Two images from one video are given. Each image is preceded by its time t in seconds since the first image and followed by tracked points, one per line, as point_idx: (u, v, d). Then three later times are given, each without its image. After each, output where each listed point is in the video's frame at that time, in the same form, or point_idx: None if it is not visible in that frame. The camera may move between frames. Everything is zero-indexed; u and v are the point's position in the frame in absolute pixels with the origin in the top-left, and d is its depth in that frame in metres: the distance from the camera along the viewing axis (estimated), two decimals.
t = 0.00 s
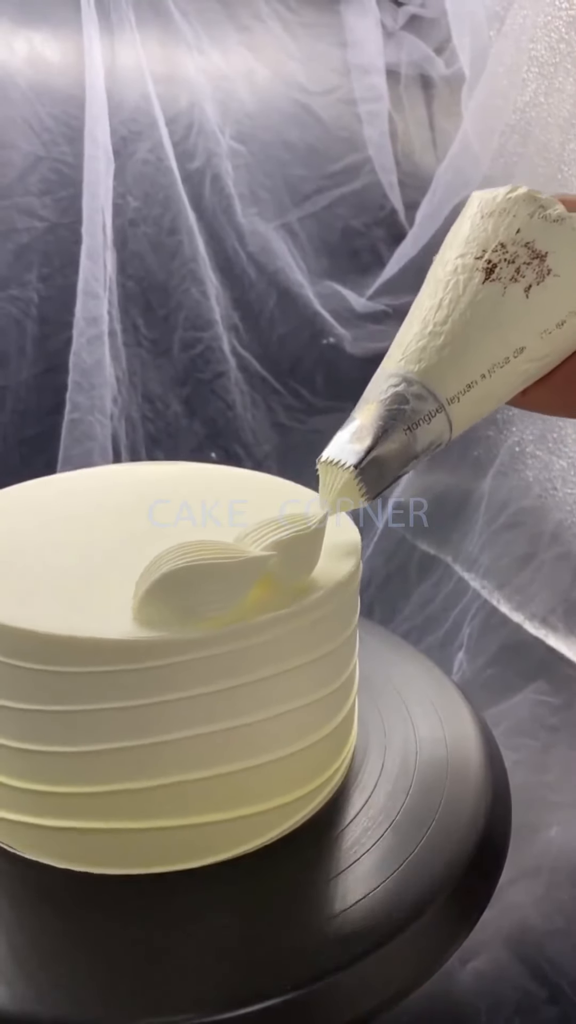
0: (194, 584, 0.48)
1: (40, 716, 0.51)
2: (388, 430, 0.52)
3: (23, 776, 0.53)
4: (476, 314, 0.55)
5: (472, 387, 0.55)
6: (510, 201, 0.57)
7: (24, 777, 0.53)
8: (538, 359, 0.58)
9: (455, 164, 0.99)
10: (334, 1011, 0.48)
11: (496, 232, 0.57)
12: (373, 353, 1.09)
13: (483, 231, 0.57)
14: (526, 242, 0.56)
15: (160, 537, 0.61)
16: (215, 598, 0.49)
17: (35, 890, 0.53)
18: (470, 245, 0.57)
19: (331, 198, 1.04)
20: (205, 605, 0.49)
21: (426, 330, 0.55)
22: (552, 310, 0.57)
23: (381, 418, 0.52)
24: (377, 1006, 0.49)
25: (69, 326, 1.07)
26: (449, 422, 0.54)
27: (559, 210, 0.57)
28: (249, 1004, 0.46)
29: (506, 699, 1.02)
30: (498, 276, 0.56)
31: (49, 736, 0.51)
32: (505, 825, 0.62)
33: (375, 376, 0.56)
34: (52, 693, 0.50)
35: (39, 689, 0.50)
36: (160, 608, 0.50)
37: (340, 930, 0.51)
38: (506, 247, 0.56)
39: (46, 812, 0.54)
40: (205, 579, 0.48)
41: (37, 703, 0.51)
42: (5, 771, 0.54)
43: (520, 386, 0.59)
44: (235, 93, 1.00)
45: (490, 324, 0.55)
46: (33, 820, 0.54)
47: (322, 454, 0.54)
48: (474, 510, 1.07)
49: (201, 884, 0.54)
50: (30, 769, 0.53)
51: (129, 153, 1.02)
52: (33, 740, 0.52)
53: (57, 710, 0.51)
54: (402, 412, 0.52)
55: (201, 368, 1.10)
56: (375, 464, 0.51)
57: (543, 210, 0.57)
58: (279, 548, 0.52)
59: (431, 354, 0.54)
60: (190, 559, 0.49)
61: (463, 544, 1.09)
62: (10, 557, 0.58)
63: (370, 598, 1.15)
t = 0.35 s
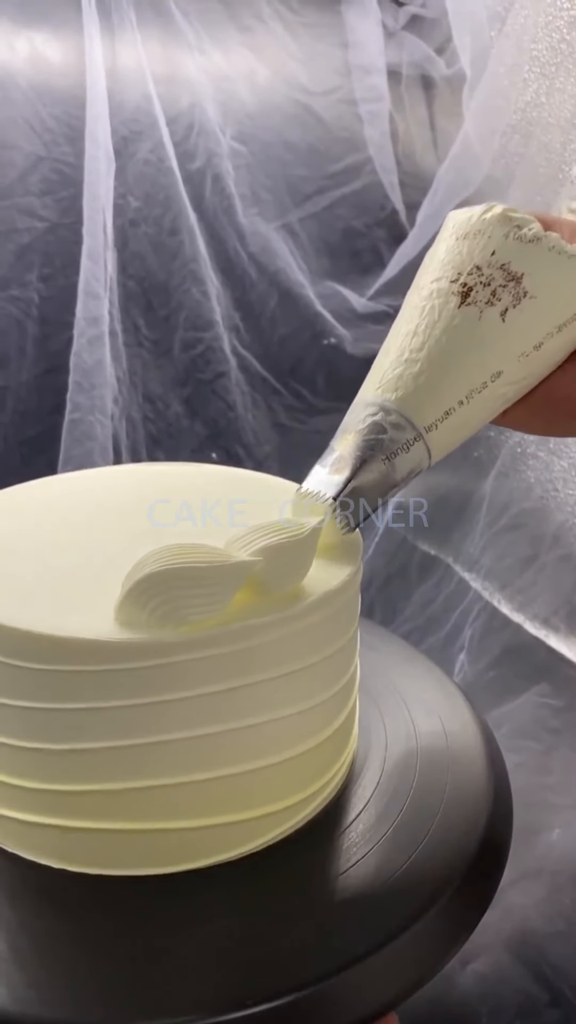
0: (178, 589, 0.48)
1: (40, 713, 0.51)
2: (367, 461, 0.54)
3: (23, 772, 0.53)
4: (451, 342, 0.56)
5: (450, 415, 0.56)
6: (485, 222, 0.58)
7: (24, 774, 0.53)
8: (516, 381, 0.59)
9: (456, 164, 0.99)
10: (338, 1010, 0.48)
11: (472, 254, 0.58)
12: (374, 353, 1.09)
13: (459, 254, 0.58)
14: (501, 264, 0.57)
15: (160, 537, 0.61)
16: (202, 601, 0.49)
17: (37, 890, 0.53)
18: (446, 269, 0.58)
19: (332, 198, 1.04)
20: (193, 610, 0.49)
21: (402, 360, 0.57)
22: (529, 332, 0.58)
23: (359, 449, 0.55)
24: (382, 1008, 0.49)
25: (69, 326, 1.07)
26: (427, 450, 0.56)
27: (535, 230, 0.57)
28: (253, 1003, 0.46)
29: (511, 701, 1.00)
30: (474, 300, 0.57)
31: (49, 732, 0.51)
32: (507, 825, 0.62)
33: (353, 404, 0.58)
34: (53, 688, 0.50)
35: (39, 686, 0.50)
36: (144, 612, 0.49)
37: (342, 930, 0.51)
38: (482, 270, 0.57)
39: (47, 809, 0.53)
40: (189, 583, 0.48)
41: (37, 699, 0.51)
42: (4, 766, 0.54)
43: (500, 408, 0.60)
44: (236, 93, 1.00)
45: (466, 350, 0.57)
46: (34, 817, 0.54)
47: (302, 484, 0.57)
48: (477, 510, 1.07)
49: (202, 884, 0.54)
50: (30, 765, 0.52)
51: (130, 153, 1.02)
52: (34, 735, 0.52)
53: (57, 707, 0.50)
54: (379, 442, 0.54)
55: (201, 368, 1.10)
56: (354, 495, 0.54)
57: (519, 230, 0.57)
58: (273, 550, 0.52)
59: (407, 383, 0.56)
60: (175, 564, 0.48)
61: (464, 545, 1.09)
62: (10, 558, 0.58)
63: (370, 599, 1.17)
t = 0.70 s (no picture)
0: (172, 588, 0.49)
1: (41, 712, 0.51)
2: (365, 463, 0.54)
3: (23, 771, 0.53)
4: (449, 343, 0.56)
5: (447, 416, 0.56)
6: (482, 224, 0.58)
7: (25, 773, 0.53)
8: (514, 383, 0.59)
9: (457, 164, 0.99)
10: (338, 1011, 0.48)
11: (469, 256, 0.58)
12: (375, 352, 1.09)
13: (456, 255, 0.58)
14: (499, 266, 0.57)
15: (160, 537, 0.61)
16: (198, 601, 0.50)
17: (39, 890, 0.53)
18: (443, 271, 0.58)
19: (333, 197, 1.04)
20: (188, 609, 0.49)
21: (400, 361, 0.57)
22: (527, 334, 0.58)
23: (358, 451, 0.55)
24: (384, 1009, 0.49)
25: (71, 326, 1.07)
26: (425, 452, 0.56)
27: (532, 232, 0.57)
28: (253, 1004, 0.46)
29: (513, 701, 1.00)
30: (472, 301, 0.57)
31: (50, 731, 0.51)
32: (509, 826, 0.62)
33: (352, 405, 0.58)
34: (54, 687, 0.50)
35: (40, 685, 0.50)
36: (137, 612, 0.50)
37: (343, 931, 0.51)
38: (479, 272, 0.57)
39: (48, 809, 0.53)
40: (181, 580, 0.49)
41: (38, 698, 0.51)
42: (5, 766, 0.54)
43: (498, 410, 0.60)
44: (237, 93, 1.00)
45: (464, 351, 0.56)
46: (35, 816, 0.54)
47: (300, 485, 0.58)
48: (478, 510, 1.07)
49: (203, 884, 0.54)
50: (31, 764, 0.52)
51: (131, 153, 1.02)
52: (35, 734, 0.51)
53: (58, 706, 0.50)
54: (378, 443, 0.55)
55: (202, 368, 1.10)
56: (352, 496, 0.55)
57: (516, 232, 0.57)
58: (269, 550, 0.52)
59: (406, 384, 0.56)
60: (167, 566, 0.49)
61: (465, 546, 1.09)
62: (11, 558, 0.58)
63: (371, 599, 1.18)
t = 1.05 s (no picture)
0: (158, 588, 0.48)
1: (38, 709, 0.51)
2: (376, 456, 0.55)
3: (22, 769, 0.53)
4: (459, 337, 0.57)
5: (458, 410, 0.57)
6: (490, 219, 0.58)
7: (24, 771, 0.53)
8: (523, 377, 0.59)
9: (456, 163, 0.98)
10: (338, 1008, 0.47)
11: (477, 252, 0.58)
12: (375, 352, 1.09)
13: (464, 251, 0.59)
14: (507, 261, 0.57)
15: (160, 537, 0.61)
16: (185, 601, 0.49)
17: (37, 888, 0.53)
18: (452, 266, 0.59)
19: (333, 197, 1.04)
20: (175, 609, 0.49)
21: (410, 356, 0.58)
22: (535, 329, 0.58)
23: (369, 445, 0.55)
24: (382, 1006, 0.49)
25: (70, 326, 1.07)
26: (436, 445, 0.57)
27: (540, 227, 0.57)
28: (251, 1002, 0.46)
29: (512, 700, 1.00)
30: (481, 296, 0.57)
31: (49, 728, 0.51)
32: (508, 825, 0.62)
33: (362, 399, 0.58)
34: (52, 684, 0.50)
35: (38, 682, 0.50)
36: (128, 612, 0.49)
37: (342, 930, 0.51)
38: (488, 267, 0.58)
39: (47, 806, 0.53)
40: (173, 580, 0.48)
41: (36, 696, 0.51)
42: (4, 763, 0.54)
43: (507, 404, 0.61)
44: (236, 93, 1.00)
45: (473, 348, 0.57)
46: (34, 814, 0.54)
47: (311, 479, 0.58)
48: (477, 509, 1.07)
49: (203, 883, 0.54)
50: (29, 761, 0.52)
51: (130, 153, 1.02)
52: (33, 732, 0.51)
53: (56, 703, 0.50)
54: (389, 436, 0.55)
55: (202, 368, 1.10)
56: (363, 489, 0.55)
57: (524, 228, 0.58)
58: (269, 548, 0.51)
59: (416, 379, 0.57)
60: (158, 566, 0.48)
61: (464, 545, 1.09)
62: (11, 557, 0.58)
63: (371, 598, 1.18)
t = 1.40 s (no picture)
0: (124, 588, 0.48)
1: (33, 703, 0.51)
2: (404, 403, 0.53)
3: (20, 763, 0.53)
4: (491, 293, 0.56)
5: (486, 364, 0.56)
6: (524, 185, 0.59)
7: (22, 765, 0.53)
8: (551, 338, 0.59)
9: (454, 164, 0.99)
10: (334, 1006, 0.48)
11: (511, 214, 0.59)
12: (373, 352, 1.09)
13: (497, 214, 0.59)
14: (539, 224, 0.58)
15: (160, 536, 0.61)
16: (153, 601, 0.49)
17: (35, 885, 0.54)
18: (484, 227, 0.59)
19: (330, 198, 1.04)
20: (143, 610, 0.49)
21: (441, 309, 0.56)
22: (565, 290, 0.58)
23: (397, 393, 0.53)
24: (376, 1006, 0.49)
25: (69, 327, 1.08)
26: (463, 399, 0.55)
27: (571, 196, 0.59)
28: (246, 1001, 0.46)
29: (510, 694, 1.02)
30: (513, 255, 0.57)
31: (46, 722, 0.51)
32: (504, 827, 0.62)
33: (391, 353, 0.57)
34: (47, 679, 0.50)
35: (35, 675, 0.50)
36: (94, 611, 0.50)
37: (337, 929, 0.51)
38: (520, 229, 0.58)
39: (44, 801, 0.54)
40: (141, 581, 0.48)
41: (33, 689, 0.51)
42: (3, 757, 0.54)
43: (531, 367, 0.60)
44: (234, 94, 1.00)
45: (504, 303, 0.57)
46: (30, 809, 0.54)
47: (337, 428, 0.55)
48: (474, 509, 1.07)
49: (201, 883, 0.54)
50: (26, 754, 0.53)
51: (128, 156, 1.03)
52: (31, 725, 0.52)
53: (51, 697, 0.51)
54: (418, 385, 0.53)
55: (200, 369, 1.10)
56: (391, 437, 0.53)
57: (556, 195, 0.59)
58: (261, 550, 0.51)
59: (447, 331, 0.56)
60: (127, 565, 0.48)
61: (461, 545, 1.09)
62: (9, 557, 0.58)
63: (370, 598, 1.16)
